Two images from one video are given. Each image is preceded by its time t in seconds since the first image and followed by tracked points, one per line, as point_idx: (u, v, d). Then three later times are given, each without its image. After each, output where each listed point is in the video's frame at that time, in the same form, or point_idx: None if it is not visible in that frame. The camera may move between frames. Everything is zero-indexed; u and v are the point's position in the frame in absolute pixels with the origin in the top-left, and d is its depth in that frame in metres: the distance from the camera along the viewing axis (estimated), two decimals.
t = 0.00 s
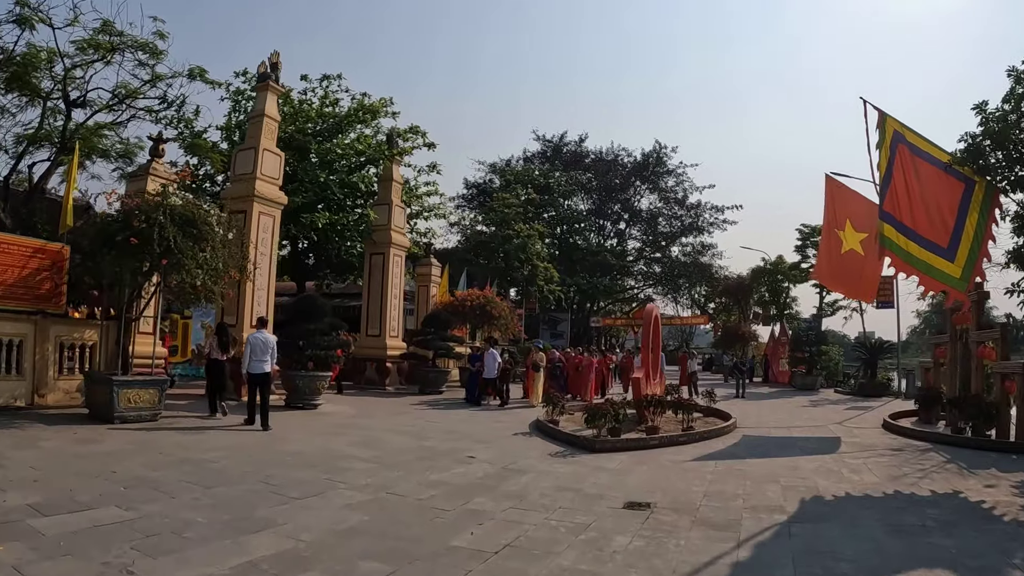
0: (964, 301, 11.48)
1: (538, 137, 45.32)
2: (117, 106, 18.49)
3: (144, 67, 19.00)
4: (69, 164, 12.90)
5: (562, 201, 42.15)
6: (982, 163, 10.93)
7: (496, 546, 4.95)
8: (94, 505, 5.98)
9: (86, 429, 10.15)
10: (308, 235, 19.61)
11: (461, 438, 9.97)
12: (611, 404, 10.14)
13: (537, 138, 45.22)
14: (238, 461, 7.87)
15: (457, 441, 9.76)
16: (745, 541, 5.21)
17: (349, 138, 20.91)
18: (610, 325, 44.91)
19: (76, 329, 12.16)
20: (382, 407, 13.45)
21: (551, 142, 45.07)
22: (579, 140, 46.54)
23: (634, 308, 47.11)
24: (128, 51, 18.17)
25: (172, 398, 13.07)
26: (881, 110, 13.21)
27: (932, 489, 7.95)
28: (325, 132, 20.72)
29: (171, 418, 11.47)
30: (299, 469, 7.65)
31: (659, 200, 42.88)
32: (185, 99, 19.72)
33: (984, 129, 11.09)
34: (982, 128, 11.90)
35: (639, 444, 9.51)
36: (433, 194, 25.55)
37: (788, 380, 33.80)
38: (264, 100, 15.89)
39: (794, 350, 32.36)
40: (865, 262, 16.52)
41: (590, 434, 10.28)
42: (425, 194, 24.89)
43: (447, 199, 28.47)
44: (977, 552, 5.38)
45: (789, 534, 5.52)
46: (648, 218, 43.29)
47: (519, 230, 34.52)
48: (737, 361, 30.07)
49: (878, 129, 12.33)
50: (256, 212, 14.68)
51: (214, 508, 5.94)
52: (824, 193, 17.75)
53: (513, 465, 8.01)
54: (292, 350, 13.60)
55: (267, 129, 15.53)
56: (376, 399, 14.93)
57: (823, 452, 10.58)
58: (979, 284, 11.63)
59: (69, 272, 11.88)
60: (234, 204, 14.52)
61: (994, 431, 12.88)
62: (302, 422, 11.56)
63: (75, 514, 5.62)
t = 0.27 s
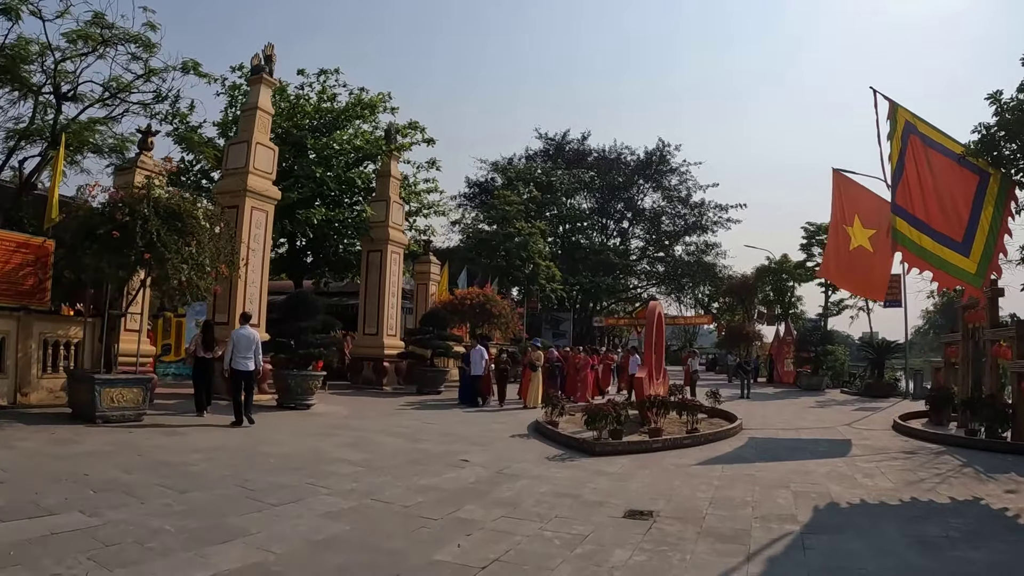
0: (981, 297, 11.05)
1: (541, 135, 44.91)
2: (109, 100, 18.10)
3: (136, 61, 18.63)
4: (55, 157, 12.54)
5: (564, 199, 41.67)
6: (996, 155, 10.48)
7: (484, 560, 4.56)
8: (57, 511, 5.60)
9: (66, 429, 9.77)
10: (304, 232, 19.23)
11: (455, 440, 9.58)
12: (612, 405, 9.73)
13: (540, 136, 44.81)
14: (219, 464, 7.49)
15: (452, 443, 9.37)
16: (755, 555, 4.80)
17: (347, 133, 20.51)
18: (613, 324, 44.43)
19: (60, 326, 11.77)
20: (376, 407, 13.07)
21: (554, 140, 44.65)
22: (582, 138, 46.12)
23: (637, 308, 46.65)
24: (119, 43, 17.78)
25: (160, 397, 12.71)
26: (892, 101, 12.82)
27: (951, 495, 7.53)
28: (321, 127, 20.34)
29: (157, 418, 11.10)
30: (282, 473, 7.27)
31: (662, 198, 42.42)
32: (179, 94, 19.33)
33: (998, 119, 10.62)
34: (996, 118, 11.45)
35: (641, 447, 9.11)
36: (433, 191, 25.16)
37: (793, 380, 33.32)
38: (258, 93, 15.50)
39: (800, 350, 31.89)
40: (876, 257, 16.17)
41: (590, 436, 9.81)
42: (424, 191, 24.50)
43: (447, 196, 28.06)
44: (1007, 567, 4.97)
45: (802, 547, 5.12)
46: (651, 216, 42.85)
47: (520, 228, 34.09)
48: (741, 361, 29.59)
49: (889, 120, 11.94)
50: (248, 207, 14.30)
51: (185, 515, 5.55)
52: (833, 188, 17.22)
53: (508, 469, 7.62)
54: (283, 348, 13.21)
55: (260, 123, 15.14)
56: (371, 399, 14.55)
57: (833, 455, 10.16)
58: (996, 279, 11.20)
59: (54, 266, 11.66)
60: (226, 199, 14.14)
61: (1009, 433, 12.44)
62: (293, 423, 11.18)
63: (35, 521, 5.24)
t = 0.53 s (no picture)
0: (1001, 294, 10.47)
1: (545, 134, 44.49)
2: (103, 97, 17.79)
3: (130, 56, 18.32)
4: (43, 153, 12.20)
5: (567, 198, 41.02)
6: (1016, 148, 10.08)
7: None
8: (21, 523, 5.26)
9: (49, 432, 9.45)
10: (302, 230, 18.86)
11: (452, 446, 9.19)
12: (616, 409, 9.31)
13: (544, 135, 44.40)
14: (202, 471, 7.14)
15: (449, 449, 9.00)
16: None
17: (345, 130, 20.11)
18: (617, 325, 43.96)
19: (47, 325, 11.39)
20: (374, 410, 12.70)
21: (558, 139, 44.23)
22: (587, 136, 45.68)
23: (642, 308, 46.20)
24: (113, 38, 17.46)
25: (150, 399, 12.37)
26: (906, 94, 12.43)
27: (976, 507, 7.11)
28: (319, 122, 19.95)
29: (145, 420, 10.77)
30: (267, 481, 6.91)
31: (667, 197, 41.95)
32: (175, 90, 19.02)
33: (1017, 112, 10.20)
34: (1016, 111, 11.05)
35: (647, 452, 8.70)
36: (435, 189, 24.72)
37: (801, 381, 32.82)
38: (253, 87, 15.11)
39: (807, 351, 31.38)
40: (887, 256, 15.64)
41: (592, 441, 9.35)
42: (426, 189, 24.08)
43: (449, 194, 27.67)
44: None
45: (822, 566, 4.73)
46: (656, 216, 42.40)
47: (524, 227, 33.66)
48: (748, 362, 29.10)
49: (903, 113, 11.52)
50: (242, 204, 13.94)
51: (158, 528, 5.21)
52: (843, 184, 16.78)
53: (506, 477, 7.23)
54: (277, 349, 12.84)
55: (255, 118, 14.78)
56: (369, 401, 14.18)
57: (847, 461, 9.75)
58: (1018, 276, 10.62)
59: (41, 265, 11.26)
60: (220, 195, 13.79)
61: None
62: (286, 426, 10.81)
63: None
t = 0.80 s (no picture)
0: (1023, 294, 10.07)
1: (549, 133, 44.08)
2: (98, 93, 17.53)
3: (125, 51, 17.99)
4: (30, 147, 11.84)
5: (571, 197, 40.60)
6: None
7: None
8: None
9: (32, 436, 9.10)
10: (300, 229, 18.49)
11: (451, 451, 8.81)
12: (623, 413, 8.91)
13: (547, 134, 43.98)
14: (185, 480, 6.77)
15: (446, 455, 8.61)
16: None
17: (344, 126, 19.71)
18: (622, 325, 43.50)
19: (33, 326, 11.03)
20: (371, 413, 12.32)
21: (562, 138, 43.79)
22: (591, 136, 45.24)
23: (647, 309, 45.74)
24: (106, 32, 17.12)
25: (142, 402, 12.03)
26: (922, 85, 11.99)
27: (1005, 519, 6.70)
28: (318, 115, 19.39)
29: (133, 423, 10.41)
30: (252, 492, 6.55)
31: (672, 197, 41.49)
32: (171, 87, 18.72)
33: None
34: None
35: (654, 459, 8.30)
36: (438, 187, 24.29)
37: (808, 382, 32.33)
38: (249, 82, 14.74)
39: (815, 352, 30.90)
40: (899, 255, 15.14)
41: (597, 448, 8.94)
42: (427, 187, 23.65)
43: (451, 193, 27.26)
44: None
45: None
46: (661, 216, 41.93)
47: (527, 226, 33.24)
48: (755, 363, 28.63)
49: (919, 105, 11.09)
50: (237, 202, 13.55)
51: (130, 545, 4.84)
52: (853, 180, 16.24)
53: (506, 486, 6.85)
54: (272, 350, 12.46)
55: (251, 113, 14.40)
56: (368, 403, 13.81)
57: (863, 467, 9.33)
58: None
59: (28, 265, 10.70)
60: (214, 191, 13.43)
61: None
62: (279, 431, 10.44)
63: None
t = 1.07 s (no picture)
0: None
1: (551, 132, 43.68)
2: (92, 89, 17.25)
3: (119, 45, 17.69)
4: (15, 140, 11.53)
5: (573, 196, 40.22)
6: None
7: None
8: None
9: (11, 437, 8.75)
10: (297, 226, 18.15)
11: (446, 456, 8.43)
12: (626, 416, 8.51)
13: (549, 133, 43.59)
14: (162, 485, 6.41)
15: (441, 459, 8.24)
16: None
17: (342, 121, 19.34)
18: (624, 325, 43.06)
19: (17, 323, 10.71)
20: (366, 414, 11.95)
21: (564, 137, 43.39)
22: (593, 134, 44.82)
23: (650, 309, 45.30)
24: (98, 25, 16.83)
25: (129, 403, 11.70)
26: (936, 76, 11.68)
27: None
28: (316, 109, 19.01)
29: (118, 425, 10.06)
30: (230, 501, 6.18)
31: (675, 196, 41.05)
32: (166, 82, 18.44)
33: None
34: None
35: (659, 464, 7.90)
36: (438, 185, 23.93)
37: (813, 383, 31.88)
38: (243, 75, 14.38)
39: (821, 352, 30.46)
40: (910, 251, 14.76)
41: (599, 452, 8.54)
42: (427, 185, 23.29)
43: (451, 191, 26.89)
44: None
45: None
46: (664, 215, 41.50)
47: (528, 225, 32.83)
48: (759, 364, 28.19)
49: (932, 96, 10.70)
50: (230, 197, 13.21)
51: (91, 557, 4.48)
52: (860, 176, 15.80)
53: (501, 493, 6.47)
54: (263, 349, 12.07)
55: (245, 106, 14.19)
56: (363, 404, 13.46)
57: (877, 472, 8.93)
58: None
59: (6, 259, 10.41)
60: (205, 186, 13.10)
61: None
62: (269, 433, 10.08)
63: None
